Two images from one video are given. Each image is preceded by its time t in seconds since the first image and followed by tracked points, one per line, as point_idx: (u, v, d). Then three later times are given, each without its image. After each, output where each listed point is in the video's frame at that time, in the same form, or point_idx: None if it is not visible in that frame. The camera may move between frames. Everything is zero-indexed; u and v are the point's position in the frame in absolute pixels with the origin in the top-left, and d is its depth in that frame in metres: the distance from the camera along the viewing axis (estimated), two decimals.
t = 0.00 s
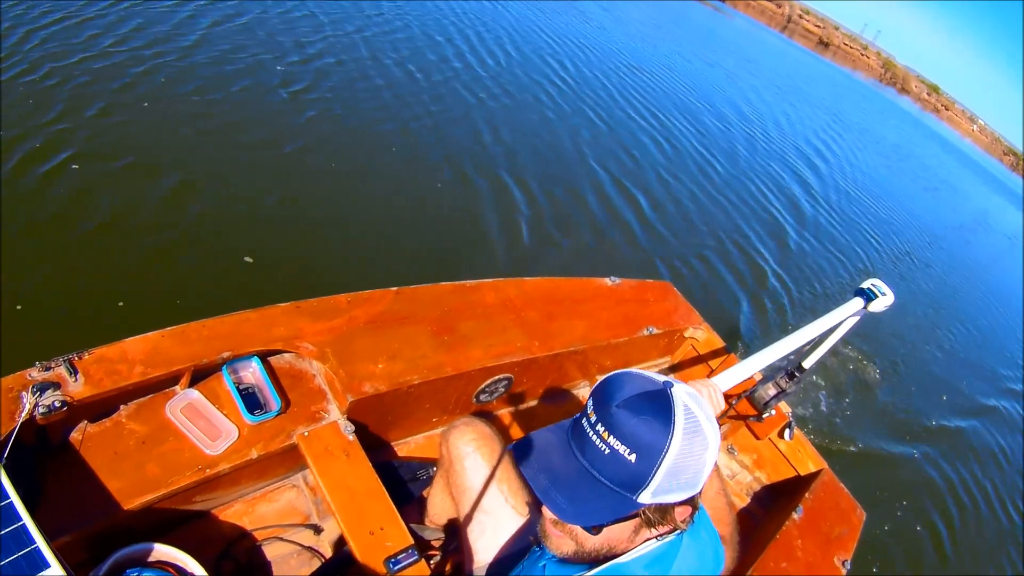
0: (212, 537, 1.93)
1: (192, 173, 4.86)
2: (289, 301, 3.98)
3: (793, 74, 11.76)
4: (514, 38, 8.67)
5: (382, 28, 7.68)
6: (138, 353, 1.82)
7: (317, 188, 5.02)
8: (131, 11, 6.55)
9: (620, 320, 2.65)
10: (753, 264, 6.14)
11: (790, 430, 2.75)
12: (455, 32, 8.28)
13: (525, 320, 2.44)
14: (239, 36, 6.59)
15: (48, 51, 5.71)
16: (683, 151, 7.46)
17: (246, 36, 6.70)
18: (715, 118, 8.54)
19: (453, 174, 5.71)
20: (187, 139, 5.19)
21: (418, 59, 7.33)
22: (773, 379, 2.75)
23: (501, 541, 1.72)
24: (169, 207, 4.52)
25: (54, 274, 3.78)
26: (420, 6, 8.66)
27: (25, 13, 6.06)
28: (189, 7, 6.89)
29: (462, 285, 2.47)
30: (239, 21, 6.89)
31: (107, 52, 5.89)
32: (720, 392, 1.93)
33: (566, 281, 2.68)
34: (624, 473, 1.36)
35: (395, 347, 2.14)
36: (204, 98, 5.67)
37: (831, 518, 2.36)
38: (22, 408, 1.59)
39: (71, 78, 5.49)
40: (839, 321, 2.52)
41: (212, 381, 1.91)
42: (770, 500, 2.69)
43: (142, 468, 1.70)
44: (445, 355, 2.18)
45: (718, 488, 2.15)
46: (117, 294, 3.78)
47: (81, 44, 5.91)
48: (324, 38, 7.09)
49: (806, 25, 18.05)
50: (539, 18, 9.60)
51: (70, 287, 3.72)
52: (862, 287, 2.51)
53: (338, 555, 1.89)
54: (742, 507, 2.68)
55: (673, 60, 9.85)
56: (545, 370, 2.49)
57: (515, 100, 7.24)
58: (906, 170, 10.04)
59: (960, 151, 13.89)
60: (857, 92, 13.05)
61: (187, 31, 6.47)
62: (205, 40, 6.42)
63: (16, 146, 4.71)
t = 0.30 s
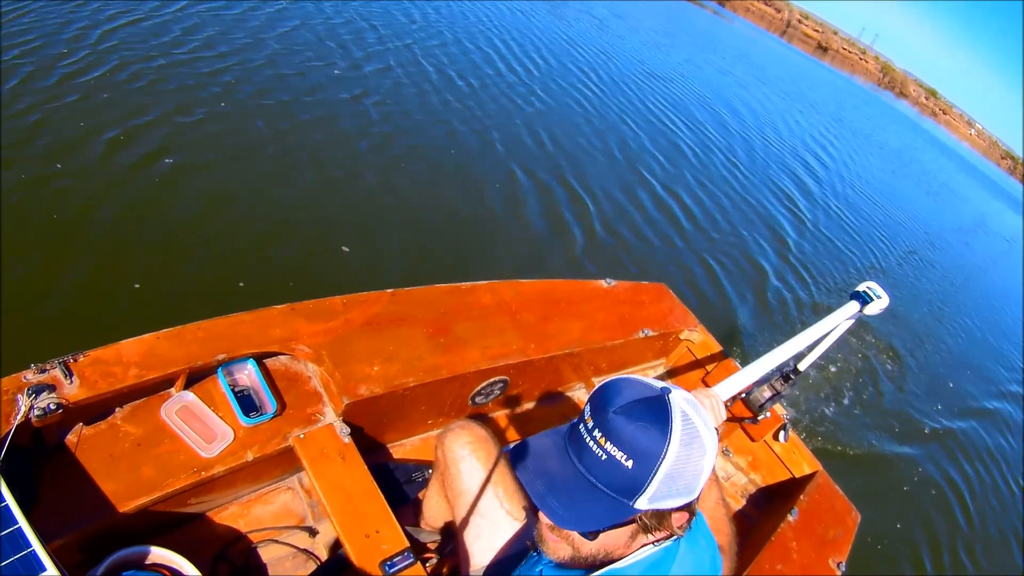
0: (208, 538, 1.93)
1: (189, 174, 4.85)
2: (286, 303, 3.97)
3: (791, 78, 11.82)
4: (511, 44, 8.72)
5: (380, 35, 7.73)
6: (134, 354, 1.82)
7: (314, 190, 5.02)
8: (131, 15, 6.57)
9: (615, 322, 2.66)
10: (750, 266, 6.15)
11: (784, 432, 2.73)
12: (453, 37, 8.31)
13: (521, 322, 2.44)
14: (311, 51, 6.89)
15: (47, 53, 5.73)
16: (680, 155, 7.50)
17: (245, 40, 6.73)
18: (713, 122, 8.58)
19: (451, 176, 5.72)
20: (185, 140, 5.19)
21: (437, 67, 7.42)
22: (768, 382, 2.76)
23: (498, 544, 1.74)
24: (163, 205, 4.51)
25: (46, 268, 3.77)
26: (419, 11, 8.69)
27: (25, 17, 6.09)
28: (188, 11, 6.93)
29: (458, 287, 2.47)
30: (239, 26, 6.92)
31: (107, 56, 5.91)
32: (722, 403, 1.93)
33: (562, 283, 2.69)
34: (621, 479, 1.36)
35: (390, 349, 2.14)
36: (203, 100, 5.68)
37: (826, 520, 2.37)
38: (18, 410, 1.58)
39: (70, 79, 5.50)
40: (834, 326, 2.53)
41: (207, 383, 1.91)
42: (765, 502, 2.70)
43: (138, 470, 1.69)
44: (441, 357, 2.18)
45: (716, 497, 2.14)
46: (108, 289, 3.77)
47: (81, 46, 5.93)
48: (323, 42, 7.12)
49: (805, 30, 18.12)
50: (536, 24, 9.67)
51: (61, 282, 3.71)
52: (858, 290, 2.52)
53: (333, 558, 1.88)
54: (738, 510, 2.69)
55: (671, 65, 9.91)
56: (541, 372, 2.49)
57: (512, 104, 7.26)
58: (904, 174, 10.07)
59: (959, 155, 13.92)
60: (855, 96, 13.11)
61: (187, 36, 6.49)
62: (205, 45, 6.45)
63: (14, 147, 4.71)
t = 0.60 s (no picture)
0: (205, 539, 1.93)
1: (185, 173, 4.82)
2: (284, 303, 3.97)
3: (789, 80, 11.85)
4: (510, 45, 8.72)
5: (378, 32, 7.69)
6: (130, 355, 1.81)
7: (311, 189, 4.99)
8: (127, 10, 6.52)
9: (612, 322, 2.66)
10: (748, 267, 6.16)
11: (780, 432, 2.74)
12: (452, 38, 8.32)
13: (517, 322, 2.45)
14: (361, 60, 7.01)
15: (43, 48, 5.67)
16: (678, 156, 7.50)
17: (242, 36, 6.68)
18: (711, 123, 8.59)
19: (449, 176, 5.70)
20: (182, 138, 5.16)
21: (436, 68, 7.42)
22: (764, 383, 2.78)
23: (494, 546, 1.75)
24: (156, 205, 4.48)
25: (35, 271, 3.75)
26: (418, 12, 8.70)
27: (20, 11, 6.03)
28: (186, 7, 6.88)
29: (454, 287, 2.47)
30: (236, 22, 6.86)
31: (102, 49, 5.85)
32: (724, 408, 1.94)
33: (559, 283, 2.69)
34: (618, 481, 1.36)
35: (387, 350, 2.14)
36: (199, 97, 5.63)
37: (823, 520, 2.38)
38: (14, 411, 1.58)
39: (65, 74, 5.44)
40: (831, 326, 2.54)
41: (203, 384, 1.91)
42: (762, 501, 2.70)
43: (134, 472, 1.69)
44: (437, 358, 2.18)
45: (716, 505, 2.12)
46: (102, 291, 3.76)
47: (77, 40, 5.87)
48: (321, 40, 7.08)
49: (805, 33, 18.17)
50: (535, 25, 9.67)
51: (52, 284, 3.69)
52: (854, 291, 2.53)
53: (329, 560, 1.89)
54: (734, 510, 2.70)
55: (670, 67, 9.93)
56: (537, 373, 2.49)
57: (511, 104, 7.24)
58: (901, 176, 10.09)
59: (956, 158, 13.94)
60: (853, 98, 13.14)
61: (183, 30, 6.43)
62: (202, 41, 6.40)
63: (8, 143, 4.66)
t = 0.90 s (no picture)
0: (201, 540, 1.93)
1: (183, 177, 4.80)
2: (283, 305, 4.01)
3: (788, 81, 11.87)
4: (509, 48, 8.73)
5: (377, 37, 7.71)
6: (126, 356, 1.82)
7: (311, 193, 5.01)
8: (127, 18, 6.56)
9: (609, 323, 2.67)
10: (747, 268, 6.16)
11: (777, 433, 2.74)
12: (452, 40, 8.35)
13: (514, 323, 2.45)
14: (361, 63, 7.02)
15: (43, 53, 5.69)
16: (677, 157, 7.51)
17: (241, 43, 6.71)
18: (710, 125, 8.61)
19: (448, 178, 5.70)
20: (180, 142, 5.15)
21: (435, 70, 7.44)
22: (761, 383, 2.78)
23: (491, 546, 1.75)
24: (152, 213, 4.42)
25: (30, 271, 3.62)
26: (418, 15, 8.73)
27: (19, 16, 6.05)
28: (185, 15, 6.92)
29: (452, 288, 2.48)
30: (235, 29, 6.90)
31: (103, 57, 5.89)
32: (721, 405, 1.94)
33: (555, 283, 2.69)
34: (613, 480, 1.37)
35: (384, 351, 2.14)
36: (198, 102, 5.65)
37: (820, 520, 2.38)
38: (10, 412, 1.58)
39: (65, 79, 5.46)
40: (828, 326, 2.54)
41: (200, 385, 1.91)
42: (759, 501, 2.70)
43: (130, 472, 1.69)
44: (434, 358, 2.19)
45: (711, 503, 2.12)
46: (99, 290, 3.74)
47: (77, 48, 5.90)
48: (320, 45, 7.11)
49: (805, 35, 18.22)
50: (534, 28, 9.67)
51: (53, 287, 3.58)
52: (851, 291, 2.53)
53: (325, 559, 1.89)
54: (731, 510, 2.70)
55: (669, 69, 9.95)
56: (534, 374, 2.49)
57: (510, 106, 7.25)
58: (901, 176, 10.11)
59: (956, 158, 13.96)
60: (853, 100, 13.16)
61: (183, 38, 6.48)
62: (202, 47, 6.43)
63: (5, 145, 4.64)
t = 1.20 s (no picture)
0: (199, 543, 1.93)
1: (184, 180, 4.82)
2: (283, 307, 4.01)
3: (789, 82, 11.87)
4: (510, 48, 8.74)
5: (378, 39, 7.72)
6: (125, 359, 1.82)
7: (310, 194, 5.01)
8: (128, 21, 6.58)
9: (608, 324, 2.66)
10: (748, 269, 6.15)
11: (777, 435, 2.72)
12: (452, 41, 8.35)
13: (512, 325, 2.45)
14: (362, 64, 7.03)
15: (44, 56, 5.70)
16: (678, 157, 7.51)
17: (242, 46, 6.72)
18: (712, 125, 8.61)
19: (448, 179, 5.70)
20: (179, 146, 5.15)
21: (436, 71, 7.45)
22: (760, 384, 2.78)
23: (489, 548, 1.75)
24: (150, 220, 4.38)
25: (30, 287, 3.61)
26: (418, 17, 8.74)
27: (20, 19, 6.06)
28: (186, 19, 6.94)
29: (451, 290, 2.48)
30: (235, 33, 6.92)
31: (104, 60, 5.90)
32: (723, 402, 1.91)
33: (555, 285, 2.69)
34: (613, 486, 1.36)
35: (382, 353, 2.14)
36: (198, 105, 5.66)
37: (819, 522, 2.38)
38: (9, 414, 1.58)
39: (68, 81, 5.48)
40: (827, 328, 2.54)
41: (199, 387, 1.91)
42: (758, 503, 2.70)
43: (129, 475, 1.69)
44: (432, 361, 2.19)
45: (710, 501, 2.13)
46: (99, 293, 3.75)
47: (78, 51, 5.91)
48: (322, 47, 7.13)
49: (806, 36, 18.23)
50: (535, 29, 9.69)
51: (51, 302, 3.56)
52: (851, 292, 2.52)
53: (325, 562, 1.89)
54: (730, 512, 2.69)
55: (670, 70, 9.96)
56: (533, 376, 2.49)
57: (510, 107, 7.25)
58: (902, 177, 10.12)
59: (956, 159, 13.97)
60: (854, 100, 13.16)
61: (183, 42, 6.49)
62: (202, 51, 6.45)
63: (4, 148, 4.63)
